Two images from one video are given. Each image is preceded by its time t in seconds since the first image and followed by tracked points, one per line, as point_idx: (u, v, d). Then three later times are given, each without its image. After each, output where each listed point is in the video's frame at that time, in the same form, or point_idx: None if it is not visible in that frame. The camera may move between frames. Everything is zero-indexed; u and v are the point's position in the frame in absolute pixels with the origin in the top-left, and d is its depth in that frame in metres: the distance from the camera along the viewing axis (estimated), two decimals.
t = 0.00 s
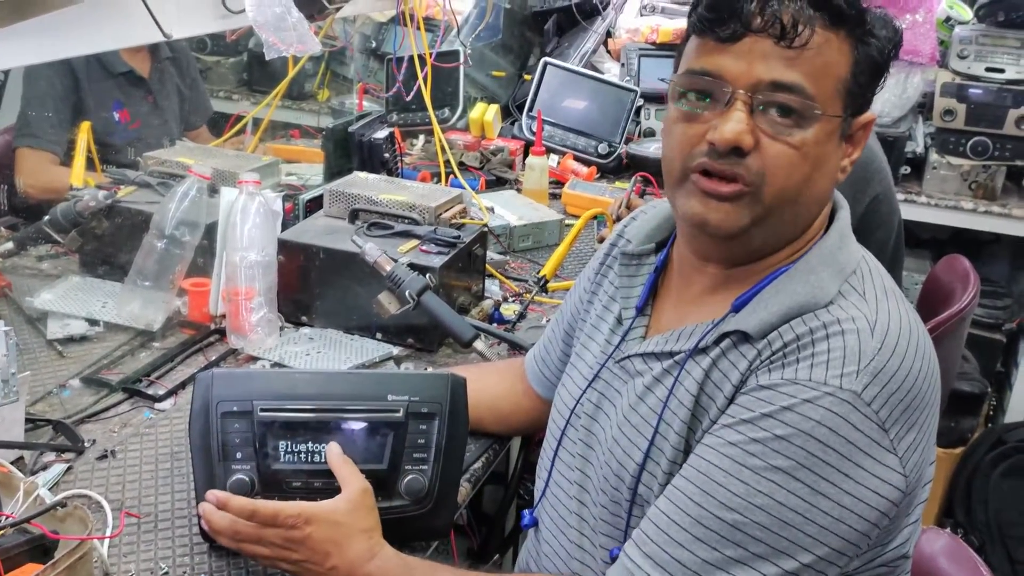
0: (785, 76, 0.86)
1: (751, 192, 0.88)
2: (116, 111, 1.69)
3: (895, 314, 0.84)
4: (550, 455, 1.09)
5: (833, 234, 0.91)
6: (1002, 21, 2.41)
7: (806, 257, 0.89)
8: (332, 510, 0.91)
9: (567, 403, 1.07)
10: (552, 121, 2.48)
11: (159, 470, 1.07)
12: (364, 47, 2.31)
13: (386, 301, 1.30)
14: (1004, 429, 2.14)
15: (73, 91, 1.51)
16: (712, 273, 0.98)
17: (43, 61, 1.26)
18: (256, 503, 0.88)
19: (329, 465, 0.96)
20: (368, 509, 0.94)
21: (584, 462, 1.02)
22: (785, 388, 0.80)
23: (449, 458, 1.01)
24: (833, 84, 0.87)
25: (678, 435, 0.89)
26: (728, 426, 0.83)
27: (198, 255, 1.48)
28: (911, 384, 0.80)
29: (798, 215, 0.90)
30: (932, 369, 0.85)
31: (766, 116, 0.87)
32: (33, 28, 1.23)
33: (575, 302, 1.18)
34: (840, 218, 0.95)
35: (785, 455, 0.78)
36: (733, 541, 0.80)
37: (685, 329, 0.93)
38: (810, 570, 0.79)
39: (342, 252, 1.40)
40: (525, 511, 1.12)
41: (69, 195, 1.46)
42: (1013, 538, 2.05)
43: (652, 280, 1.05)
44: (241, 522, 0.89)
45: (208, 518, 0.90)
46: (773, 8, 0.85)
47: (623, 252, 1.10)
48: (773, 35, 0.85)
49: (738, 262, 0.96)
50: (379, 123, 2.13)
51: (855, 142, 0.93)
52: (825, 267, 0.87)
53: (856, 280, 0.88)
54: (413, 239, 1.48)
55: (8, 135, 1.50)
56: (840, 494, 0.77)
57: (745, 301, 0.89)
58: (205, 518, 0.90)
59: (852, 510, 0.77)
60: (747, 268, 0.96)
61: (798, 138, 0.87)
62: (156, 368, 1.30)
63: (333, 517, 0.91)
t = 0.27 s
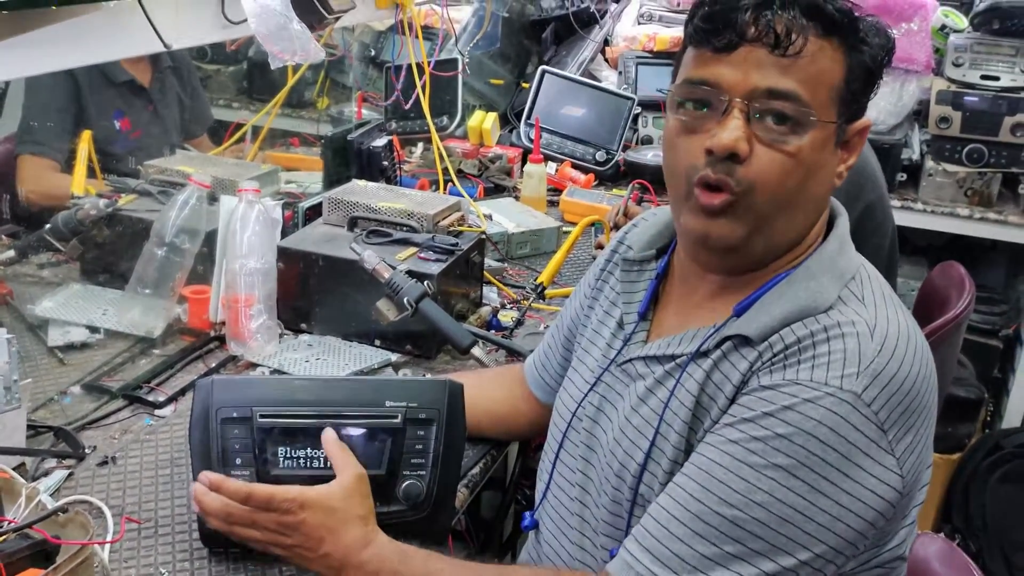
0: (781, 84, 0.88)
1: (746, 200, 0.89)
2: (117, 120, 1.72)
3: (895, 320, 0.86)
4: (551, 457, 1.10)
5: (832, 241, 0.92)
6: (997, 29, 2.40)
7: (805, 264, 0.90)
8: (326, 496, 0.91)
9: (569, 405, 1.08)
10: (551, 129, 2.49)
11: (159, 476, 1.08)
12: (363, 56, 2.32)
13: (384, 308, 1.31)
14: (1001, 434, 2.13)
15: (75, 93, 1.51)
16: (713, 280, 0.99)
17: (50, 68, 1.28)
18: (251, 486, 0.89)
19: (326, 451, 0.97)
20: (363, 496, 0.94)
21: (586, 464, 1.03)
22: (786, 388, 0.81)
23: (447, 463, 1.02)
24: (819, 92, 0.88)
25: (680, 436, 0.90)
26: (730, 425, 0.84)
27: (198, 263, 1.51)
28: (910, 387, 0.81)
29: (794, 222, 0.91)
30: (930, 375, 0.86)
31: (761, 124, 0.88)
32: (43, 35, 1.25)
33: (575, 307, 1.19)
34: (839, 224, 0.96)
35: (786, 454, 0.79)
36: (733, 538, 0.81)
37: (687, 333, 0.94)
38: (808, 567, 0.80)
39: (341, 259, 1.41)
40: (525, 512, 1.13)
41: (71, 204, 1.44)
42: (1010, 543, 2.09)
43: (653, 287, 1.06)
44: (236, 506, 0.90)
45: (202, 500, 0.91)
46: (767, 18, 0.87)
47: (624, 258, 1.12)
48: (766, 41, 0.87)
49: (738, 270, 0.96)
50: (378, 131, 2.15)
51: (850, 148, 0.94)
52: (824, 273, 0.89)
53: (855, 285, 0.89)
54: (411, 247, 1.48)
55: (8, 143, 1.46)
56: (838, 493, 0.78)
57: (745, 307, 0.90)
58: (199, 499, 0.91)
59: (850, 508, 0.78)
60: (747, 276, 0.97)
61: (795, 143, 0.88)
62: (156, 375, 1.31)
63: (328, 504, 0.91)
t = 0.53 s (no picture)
0: (717, 120, 0.83)
1: (712, 228, 0.88)
2: (119, 123, 1.72)
3: (901, 320, 0.86)
4: (555, 455, 1.10)
5: (841, 241, 0.92)
6: (996, 32, 2.43)
7: (811, 265, 0.89)
8: (311, 513, 0.92)
9: (575, 402, 1.08)
10: (551, 132, 2.50)
11: (162, 476, 1.08)
12: (364, 59, 2.33)
13: (385, 309, 1.32)
14: (1001, 436, 2.12)
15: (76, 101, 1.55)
16: (715, 282, 0.99)
17: (54, 70, 1.29)
18: (235, 510, 0.90)
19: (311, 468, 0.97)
20: (350, 511, 0.94)
21: (591, 462, 1.03)
22: (792, 383, 0.82)
23: (448, 462, 1.03)
24: (786, 107, 0.82)
25: (685, 428, 0.91)
26: (735, 418, 0.85)
27: (201, 265, 1.50)
28: (914, 385, 0.82)
29: (771, 238, 0.89)
30: (934, 375, 0.86)
31: (710, 159, 0.85)
32: (48, 37, 1.26)
33: (582, 305, 1.20)
34: (847, 226, 0.95)
35: (789, 447, 0.80)
36: (736, 529, 0.81)
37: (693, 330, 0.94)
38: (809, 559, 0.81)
39: (342, 261, 1.42)
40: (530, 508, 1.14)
41: (72, 206, 1.46)
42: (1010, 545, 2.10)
43: (660, 284, 1.06)
44: (225, 530, 0.92)
45: (193, 525, 0.93)
46: (704, 53, 0.84)
47: (631, 257, 1.12)
48: (699, 80, 0.83)
49: (732, 279, 0.95)
50: (379, 134, 2.15)
51: (838, 150, 0.86)
52: (831, 273, 0.88)
53: (862, 285, 0.88)
54: (411, 248, 1.49)
55: (11, 146, 1.54)
56: (840, 488, 0.79)
57: (748, 306, 0.90)
58: (191, 526, 0.93)
59: (851, 503, 0.80)
60: (743, 284, 0.96)
61: (744, 172, 0.84)
62: (158, 377, 1.32)
63: (313, 521, 0.92)
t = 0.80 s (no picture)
0: (639, 171, 0.86)
1: (670, 261, 0.91)
2: (120, 124, 1.72)
3: (905, 330, 0.85)
4: (557, 456, 1.10)
5: (846, 250, 0.90)
6: (997, 33, 2.43)
7: (813, 276, 0.89)
8: (379, 493, 0.94)
9: (578, 409, 1.08)
10: (552, 133, 2.50)
11: (163, 476, 1.08)
12: (364, 60, 2.32)
13: (386, 310, 1.32)
14: (1001, 437, 2.13)
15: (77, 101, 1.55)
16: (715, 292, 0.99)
17: (55, 70, 1.30)
18: (308, 478, 0.92)
19: (375, 446, 0.99)
20: (414, 494, 0.97)
21: (593, 462, 1.03)
22: (804, 407, 0.81)
23: (448, 463, 1.03)
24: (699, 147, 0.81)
25: (693, 445, 0.90)
26: (751, 446, 0.84)
27: (202, 266, 1.49)
28: (923, 399, 0.82)
29: (727, 268, 0.89)
30: (938, 381, 0.86)
31: (643, 203, 0.88)
32: (49, 37, 1.27)
33: (588, 305, 1.20)
34: (852, 234, 0.93)
35: (810, 475, 0.79)
36: (765, 563, 0.81)
37: (700, 340, 0.94)
38: None
39: (342, 262, 1.42)
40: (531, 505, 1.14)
41: (73, 207, 1.46)
42: (1012, 546, 2.06)
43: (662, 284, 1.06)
44: (290, 497, 0.93)
45: (257, 487, 0.94)
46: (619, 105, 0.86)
47: (633, 261, 1.11)
48: (615, 138, 0.86)
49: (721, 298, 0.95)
50: (379, 135, 2.16)
51: (782, 174, 0.83)
52: (837, 282, 0.87)
53: (869, 295, 0.88)
54: (413, 249, 1.49)
55: (12, 147, 1.55)
56: (863, 511, 0.79)
57: (750, 321, 0.89)
58: (254, 487, 0.94)
59: (874, 526, 0.79)
60: (735, 301, 0.95)
61: (671, 215, 0.86)
62: (159, 377, 1.32)
63: (381, 500, 0.94)
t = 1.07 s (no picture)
0: (634, 165, 0.85)
1: (668, 257, 0.90)
2: (119, 122, 1.74)
3: (900, 328, 0.85)
4: (554, 460, 1.10)
5: (841, 248, 0.90)
6: (998, 31, 2.41)
7: (807, 275, 0.88)
8: (398, 524, 0.94)
9: (575, 413, 1.07)
10: (552, 131, 2.50)
11: (163, 473, 1.08)
12: (364, 58, 2.34)
13: (385, 307, 1.31)
14: (1002, 437, 2.14)
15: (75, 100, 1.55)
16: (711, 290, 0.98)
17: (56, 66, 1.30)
18: (326, 516, 0.92)
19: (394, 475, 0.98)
20: (435, 522, 0.96)
21: (589, 467, 1.02)
22: (802, 415, 0.81)
23: (448, 461, 1.02)
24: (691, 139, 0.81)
25: (692, 453, 0.89)
26: (752, 456, 0.83)
27: (202, 263, 1.49)
28: (919, 399, 0.82)
29: (726, 261, 0.88)
30: (934, 377, 0.86)
31: (638, 198, 0.86)
32: (49, 33, 1.27)
33: (585, 305, 1.19)
34: (846, 232, 0.93)
35: (814, 485, 0.79)
36: None
37: (696, 344, 0.93)
38: None
39: (343, 259, 1.41)
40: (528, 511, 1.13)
41: (72, 204, 1.45)
42: (1013, 546, 2.04)
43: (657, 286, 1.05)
44: (311, 535, 0.93)
45: (281, 531, 0.94)
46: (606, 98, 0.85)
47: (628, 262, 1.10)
48: (606, 132, 0.86)
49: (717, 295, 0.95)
50: (380, 132, 2.15)
51: (777, 162, 0.83)
52: (831, 282, 0.86)
53: (863, 294, 0.87)
54: (413, 247, 1.49)
55: (12, 145, 1.54)
56: (867, 517, 0.78)
57: (746, 324, 0.89)
58: (277, 531, 0.94)
59: (880, 530, 0.79)
60: (733, 297, 0.94)
61: (668, 208, 0.85)
62: (159, 374, 1.31)
63: (400, 531, 0.94)
